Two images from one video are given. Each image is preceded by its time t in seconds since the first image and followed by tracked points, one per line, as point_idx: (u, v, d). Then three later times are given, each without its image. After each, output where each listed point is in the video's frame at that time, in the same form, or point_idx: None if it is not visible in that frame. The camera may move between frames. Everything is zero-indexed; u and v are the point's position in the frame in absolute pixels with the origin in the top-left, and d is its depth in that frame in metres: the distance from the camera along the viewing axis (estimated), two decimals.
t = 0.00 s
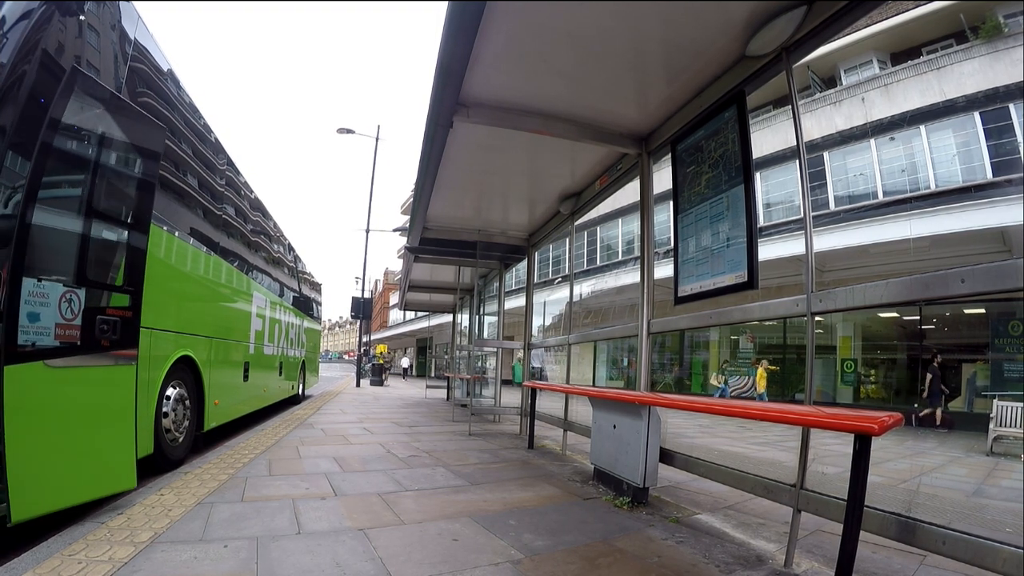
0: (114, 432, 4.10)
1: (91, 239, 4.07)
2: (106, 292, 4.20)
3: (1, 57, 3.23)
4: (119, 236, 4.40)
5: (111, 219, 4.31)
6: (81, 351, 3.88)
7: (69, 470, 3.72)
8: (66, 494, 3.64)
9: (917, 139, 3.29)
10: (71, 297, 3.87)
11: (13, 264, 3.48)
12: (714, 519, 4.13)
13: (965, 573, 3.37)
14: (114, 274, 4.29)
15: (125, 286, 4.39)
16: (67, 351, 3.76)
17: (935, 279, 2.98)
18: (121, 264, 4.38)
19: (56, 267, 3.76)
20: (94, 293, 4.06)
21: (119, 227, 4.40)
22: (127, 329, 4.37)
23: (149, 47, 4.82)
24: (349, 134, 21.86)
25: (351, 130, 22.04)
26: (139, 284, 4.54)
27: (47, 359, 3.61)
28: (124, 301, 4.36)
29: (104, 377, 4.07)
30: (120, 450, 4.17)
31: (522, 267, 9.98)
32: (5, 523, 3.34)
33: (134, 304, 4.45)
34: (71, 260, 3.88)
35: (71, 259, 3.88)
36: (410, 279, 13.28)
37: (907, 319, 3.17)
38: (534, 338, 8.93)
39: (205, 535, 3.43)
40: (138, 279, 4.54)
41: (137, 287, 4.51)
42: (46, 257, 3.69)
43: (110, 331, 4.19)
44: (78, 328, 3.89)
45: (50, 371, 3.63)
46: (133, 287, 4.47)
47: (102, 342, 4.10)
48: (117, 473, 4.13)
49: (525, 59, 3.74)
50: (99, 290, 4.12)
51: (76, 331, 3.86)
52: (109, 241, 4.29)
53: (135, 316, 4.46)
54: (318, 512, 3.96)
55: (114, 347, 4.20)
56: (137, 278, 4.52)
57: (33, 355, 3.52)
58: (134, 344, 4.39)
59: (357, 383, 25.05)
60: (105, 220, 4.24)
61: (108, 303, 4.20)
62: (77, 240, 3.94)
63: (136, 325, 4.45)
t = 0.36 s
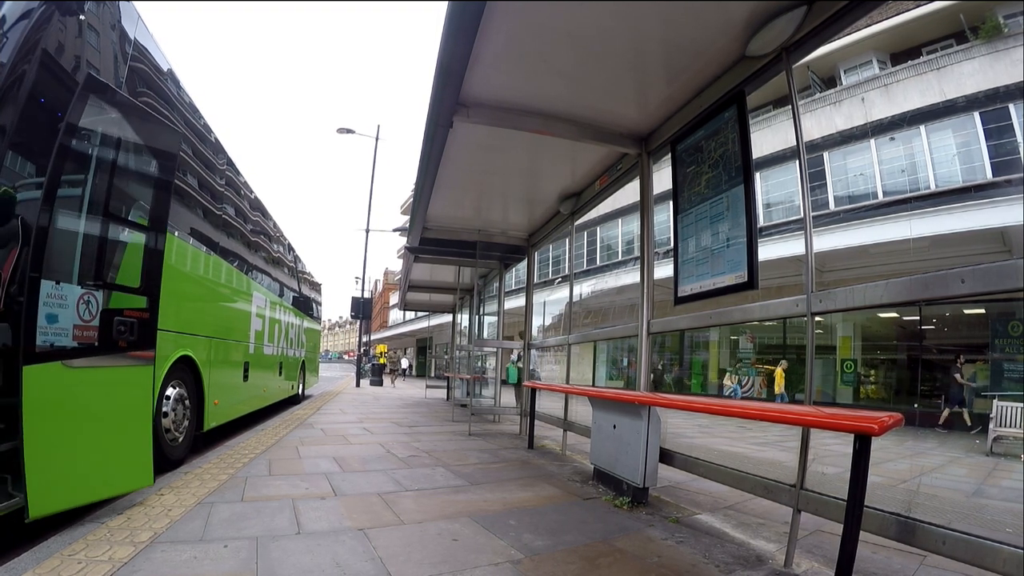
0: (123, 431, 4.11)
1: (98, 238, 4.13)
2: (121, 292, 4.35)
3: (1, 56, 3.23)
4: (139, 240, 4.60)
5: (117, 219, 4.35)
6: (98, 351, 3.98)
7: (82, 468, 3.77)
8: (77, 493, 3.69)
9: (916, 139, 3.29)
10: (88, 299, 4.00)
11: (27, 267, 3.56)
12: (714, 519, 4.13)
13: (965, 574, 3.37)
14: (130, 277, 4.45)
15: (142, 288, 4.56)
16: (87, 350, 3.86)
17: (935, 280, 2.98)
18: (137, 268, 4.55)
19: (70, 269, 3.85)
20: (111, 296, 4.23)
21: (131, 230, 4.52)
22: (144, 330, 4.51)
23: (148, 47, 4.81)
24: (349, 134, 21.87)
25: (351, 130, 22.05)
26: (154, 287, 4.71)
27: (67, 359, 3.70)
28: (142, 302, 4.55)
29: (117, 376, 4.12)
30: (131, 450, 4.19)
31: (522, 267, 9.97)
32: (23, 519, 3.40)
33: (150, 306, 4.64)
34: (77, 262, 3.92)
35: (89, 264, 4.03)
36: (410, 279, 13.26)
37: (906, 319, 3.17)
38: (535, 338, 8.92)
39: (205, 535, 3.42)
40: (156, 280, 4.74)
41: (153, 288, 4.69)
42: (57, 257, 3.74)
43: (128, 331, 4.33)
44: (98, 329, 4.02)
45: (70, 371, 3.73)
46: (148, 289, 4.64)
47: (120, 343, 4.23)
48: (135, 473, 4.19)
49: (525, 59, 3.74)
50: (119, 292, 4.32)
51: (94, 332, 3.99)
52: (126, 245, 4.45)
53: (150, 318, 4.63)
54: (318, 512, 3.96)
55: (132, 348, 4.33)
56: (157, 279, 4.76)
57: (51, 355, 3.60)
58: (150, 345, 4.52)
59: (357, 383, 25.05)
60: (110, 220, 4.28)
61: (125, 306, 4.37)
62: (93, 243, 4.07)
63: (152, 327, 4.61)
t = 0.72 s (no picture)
0: (128, 433, 4.23)
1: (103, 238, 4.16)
2: (128, 296, 4.43)
3: None
4: (147, 245, 4.69)
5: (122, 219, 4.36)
6: (110, 354, 4.12)
7: (91, 466, 3.91)
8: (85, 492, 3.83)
9: (916, 140, 3.29)
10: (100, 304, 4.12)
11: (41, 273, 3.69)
12: (714, 521, 4.12)
13: None
14: (139, 282, 4.56)
15: (146, 292, 4.68)
16: (100, 353, 4.01)
17: (936, 280, 2.96)
18: (143, 271, 4.64)
19: (80, 275, 3.96)
20: (121, 300, 4.32)
21: (142, 235, 4.59)
22: (150, 333, 4.63)
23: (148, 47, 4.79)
24: (349, 134, 21.86)
25: (350, 131, 22.05)
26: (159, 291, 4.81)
27: (80, 360, 3.86)
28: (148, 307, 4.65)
29: (127, 377, 4.27)
30: (134, 452, 4.28)
31: (521, 268, 9.96)
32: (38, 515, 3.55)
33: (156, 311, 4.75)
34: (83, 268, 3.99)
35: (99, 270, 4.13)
36: (408, 281, 13.24)
37: (905, 320, 3.16)
38: (534, 338, 8.90)
39: (202, 537, 3.41)
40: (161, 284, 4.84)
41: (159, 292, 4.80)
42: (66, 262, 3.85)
43: (137, 336, 4.44)
44: (109, 332, 4.14)
45: (84, 371, 3.90)
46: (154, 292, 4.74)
47: (131, 345, 4.33)
48: (137, 474, 4.28)
49: (525, 59, 3.73)
50: (126, 296, 4.40)
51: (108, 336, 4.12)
52: (135, 248, 4.50)
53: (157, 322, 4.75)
54: (316, 513, 3.95)
55: (140, 350, 4.44)
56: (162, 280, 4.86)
57: (66, 357, 3.75)
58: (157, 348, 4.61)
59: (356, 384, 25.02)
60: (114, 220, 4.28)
61: (133, 310, 4.47)
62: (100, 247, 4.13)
63: (159, 331, 4.73)
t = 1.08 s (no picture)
0: (135, 433, 4.18)
1: (106, 241, 4.14)
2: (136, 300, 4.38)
3: None
4: (156, 247, 4.67)
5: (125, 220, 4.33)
6: (119, 354, 4.08)
7: (99, 466, 3.85)
8: (93, 492, 3.77)
9: (916, 140, 3.28)
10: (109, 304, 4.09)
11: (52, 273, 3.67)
12: (716, 522, 4.11)
13: None
14: (149, 283, 4.52)
15: (160, 293, 4.63)
16: (107, 353, 3.98)
17: (943, 279, 2.94)
18: (154, 272, 4.61)
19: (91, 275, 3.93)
20: (132, 300, 4.30)
21: (149, 238, 4.60)
22: (162, 334, 4.59)
23: (145, 46, 4.73)
24: (348, 134, 21.89)
25: (349, 131, 22.06)
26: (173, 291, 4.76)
27: (88, 360, 3.81)
28: (161, 307, 4.61)
29: (135, 377, 4.21)
30: (140, 451, 4.22)
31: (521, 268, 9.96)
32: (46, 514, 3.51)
33: (169, 311, 4.69)
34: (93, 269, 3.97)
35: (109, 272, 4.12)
36: (408, 281, 13.22)
37: (906, 320, 3.14)
38: (534, 339, 8.88)
39: (201, 539, 3.39)
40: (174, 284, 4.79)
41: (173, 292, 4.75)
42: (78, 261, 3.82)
43: (147, 336, 4.40)
44: (118, 333, 4.11)
45: (92, 372, 3.85)
46: (167, 294, 4.69)
47: (140, 345, 4.32)
48: (143, 473, 4.22)
49: (525, 59, 3.71)
50: (136, 298, 4.37)
51: (115, 336, 4.08)
52: (140, 250, 4.47)
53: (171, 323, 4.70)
54: (316, 515, 3.93)
55: (151, 351, 4.41)
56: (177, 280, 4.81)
57: (75, 357, 3.70)
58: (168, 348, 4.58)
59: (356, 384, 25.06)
60: (116, 221, 4.25)
61: (144, 311, 4.43)
62: (106, 249, 4.13)
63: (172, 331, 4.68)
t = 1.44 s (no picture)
0: (142, 433, 4.18)
1: (114, 241, 4.10)
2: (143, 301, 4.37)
3: None
4: (161, 249, 4.66)
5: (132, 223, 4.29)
6: (125, 355, 4.09)
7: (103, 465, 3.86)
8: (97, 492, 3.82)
9: (917, 139, 3.26)
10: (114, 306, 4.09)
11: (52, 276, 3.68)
12: (719, 524, 4.08)
13: None
14: (153, 284, 4.51)
15: (165, 295, 4.62)
16: (116, 355, 4.00)
17: (951, 279, 2.87)
18: (158, 274, 4.59)
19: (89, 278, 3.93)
20: (138, 303, 4.32)
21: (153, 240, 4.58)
22: (167, 336, 4.58)
23: (145, 46, 4.71)
24: (348, 134, 21.90)
25: (349, 131, 22.07)
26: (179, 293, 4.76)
27: (95, 362, 3.85)
28: (167, 310, 4.59)
29: (144, 379, 4.24)
30: (143, 450, 4.20)
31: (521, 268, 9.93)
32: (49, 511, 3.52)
33: (175, 312, 4.69)
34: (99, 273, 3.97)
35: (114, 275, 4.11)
36: (408, 282, 13.20)
37: (907, 320, 3.12)
38: (535, 339, 8.83)
39: (198, 542, 3.37)
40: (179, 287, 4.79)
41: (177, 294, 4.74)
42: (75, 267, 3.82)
43: (154, 337, 4.40)
44: (124, 334, 4.13)
45: (100, 373, 3.89)
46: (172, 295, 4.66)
47: (146, 347, 4.32)
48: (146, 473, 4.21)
49: (526, 55, 3.67)
50: (142, 299, 4.37)
51: (122, 338, 4.10)
52: (145, 252, 4.46)
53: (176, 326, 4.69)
54: (315, 517, 3.91)
55: (157, 352, 4.40)
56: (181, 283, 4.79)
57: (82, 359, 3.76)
58: (172, 350, 4.57)
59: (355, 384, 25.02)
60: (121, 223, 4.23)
61: (150, 312, 4.44)
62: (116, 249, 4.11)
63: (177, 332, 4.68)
